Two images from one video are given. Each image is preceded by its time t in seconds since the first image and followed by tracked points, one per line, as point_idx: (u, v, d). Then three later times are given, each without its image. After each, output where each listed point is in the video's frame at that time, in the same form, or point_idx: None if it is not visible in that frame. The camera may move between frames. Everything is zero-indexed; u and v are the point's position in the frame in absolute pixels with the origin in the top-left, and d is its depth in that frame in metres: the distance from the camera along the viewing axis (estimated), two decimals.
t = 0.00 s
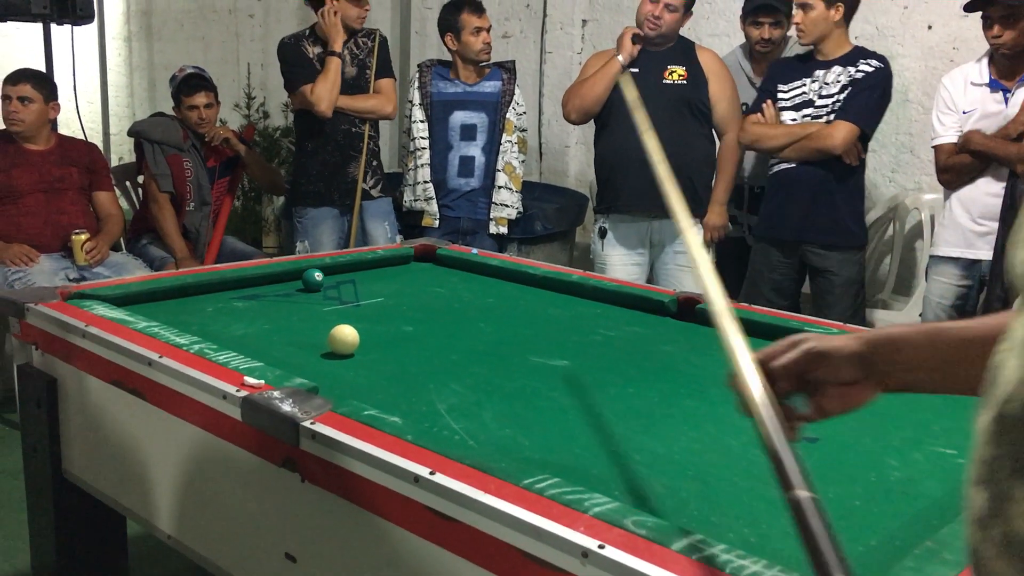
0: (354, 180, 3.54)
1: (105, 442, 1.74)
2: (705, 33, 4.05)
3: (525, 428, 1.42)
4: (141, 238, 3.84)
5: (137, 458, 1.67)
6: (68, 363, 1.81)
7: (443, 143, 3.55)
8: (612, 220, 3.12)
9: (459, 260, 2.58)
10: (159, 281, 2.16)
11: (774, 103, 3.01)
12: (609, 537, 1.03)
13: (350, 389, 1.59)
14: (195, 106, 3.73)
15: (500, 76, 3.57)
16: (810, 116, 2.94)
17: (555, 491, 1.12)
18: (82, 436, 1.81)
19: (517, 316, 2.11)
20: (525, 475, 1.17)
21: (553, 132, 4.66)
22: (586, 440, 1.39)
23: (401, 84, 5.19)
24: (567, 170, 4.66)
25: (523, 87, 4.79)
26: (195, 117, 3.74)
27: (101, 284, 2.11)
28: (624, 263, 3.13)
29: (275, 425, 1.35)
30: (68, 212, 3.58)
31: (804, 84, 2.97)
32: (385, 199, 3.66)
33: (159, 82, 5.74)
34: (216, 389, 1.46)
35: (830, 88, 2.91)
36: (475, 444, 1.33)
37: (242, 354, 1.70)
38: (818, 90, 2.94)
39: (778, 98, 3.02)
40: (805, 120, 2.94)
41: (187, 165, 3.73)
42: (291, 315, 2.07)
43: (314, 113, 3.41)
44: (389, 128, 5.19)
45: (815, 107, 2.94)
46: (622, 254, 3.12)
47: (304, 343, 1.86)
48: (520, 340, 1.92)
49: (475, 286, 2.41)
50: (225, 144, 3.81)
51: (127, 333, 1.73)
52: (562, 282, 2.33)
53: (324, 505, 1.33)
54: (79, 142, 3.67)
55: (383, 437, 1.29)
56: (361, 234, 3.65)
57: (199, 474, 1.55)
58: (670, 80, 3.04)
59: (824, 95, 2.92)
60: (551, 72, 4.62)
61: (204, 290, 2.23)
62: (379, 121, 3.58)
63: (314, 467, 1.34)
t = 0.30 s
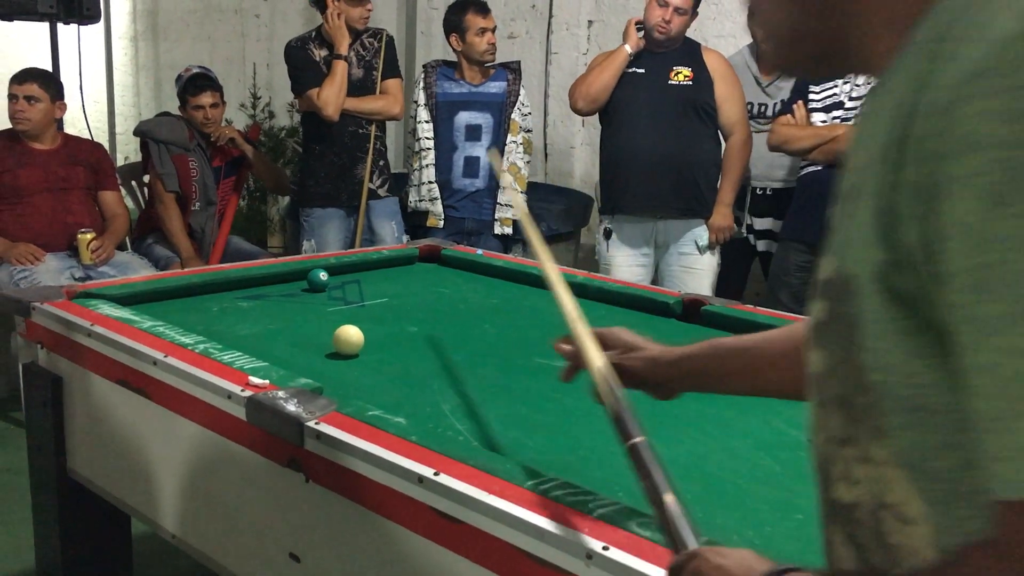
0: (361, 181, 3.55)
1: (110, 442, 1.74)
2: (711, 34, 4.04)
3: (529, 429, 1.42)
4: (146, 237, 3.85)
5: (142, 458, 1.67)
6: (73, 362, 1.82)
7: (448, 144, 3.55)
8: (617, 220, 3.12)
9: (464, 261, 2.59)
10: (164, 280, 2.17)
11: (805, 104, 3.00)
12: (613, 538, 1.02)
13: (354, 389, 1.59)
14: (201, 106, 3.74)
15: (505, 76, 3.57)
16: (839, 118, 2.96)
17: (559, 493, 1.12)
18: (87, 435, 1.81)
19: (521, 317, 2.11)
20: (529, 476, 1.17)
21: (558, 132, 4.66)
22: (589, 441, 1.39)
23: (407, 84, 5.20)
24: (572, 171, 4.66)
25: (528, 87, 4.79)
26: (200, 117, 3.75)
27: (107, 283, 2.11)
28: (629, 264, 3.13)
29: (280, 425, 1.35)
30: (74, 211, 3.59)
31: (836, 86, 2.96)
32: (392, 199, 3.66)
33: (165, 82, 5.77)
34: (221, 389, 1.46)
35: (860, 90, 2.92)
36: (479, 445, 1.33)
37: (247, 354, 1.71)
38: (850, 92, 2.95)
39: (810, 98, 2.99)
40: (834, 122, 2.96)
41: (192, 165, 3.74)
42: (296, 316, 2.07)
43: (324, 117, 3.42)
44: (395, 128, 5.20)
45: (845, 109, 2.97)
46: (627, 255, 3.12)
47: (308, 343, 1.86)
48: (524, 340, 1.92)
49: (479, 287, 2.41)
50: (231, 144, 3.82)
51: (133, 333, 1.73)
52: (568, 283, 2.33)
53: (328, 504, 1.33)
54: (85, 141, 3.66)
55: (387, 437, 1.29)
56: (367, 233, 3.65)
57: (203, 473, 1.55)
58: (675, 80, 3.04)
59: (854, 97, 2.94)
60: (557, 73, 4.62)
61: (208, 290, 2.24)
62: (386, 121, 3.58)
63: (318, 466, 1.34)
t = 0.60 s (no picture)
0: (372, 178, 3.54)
1: (121, 435, 1.75)
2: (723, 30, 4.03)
3: (539, 426, 1.43)
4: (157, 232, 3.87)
5: (154, 453, 1.68)
6: (85, 356, 1.82)
7: (458, 139, 3.56)
8: (627, 217, 3.10)
9: (474, 257, 2.59)
10: (175, 275, 2.17)
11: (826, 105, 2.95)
12: (626, 536, 1.02)
13: (365, 385, 1.59)
14: (212, 101, 3.75)
15: (515, 72, 3.56)
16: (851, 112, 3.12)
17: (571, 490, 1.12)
18: (98, 429, 1.82)
19: (532, 314, 2.12)
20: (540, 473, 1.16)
21: (568, 128, 4.67)
22: (599, 438, 1.38)
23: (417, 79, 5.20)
24: (582, 167, 4.66)
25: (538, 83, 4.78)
26: (211, 112, 3.76)
27: (118, 277, 2.12)
28: (638, 261, 3.13)
29: (292, 420, 1.35)
30: (85, 205, 3.61)
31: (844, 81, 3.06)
32: (404, 195, 3.67)
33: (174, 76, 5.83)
34: (233, 383, 1.47)
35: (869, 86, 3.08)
36: (490, 441, 1.33)
37: (258, 349, 1.71)
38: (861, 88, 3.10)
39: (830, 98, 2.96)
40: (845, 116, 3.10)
41: (203, 160, 3.75)
42: (306, 311, 2.08)
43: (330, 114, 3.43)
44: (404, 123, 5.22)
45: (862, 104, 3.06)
46: (637, 251, 3.12)
47: (319, 338, 1.86)
48: (534, 337, 1.92)
49: (489, 283, 2.41)
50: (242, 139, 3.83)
51: (144, 327, 1.73)
52: (578, 279, 2.32)
53: (340, 500, 1.34)
54: (96, 137, 3.69)
55: (398, 433, 1.30)
56: (378, 228, 3.64)
57: (214, 468, 1.55)
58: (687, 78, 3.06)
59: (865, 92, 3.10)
60: (567, 69, 4.62)
61: (219, 284, 2.24)
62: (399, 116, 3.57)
63: (329, 461, 1.34)
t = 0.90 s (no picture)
0: (386, 168, 3.54)
1: (136, 426, 1.76)
2: (739, 22, 4.00)
3: (556, 421, 1.42)
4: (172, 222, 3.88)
5: (169, 444, 1.68)
6: (100, 346, 1.83)
7: (473, 131, 3.57)
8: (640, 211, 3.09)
9: (488, 251, 2.58)
10: (189, 266, 2.18)
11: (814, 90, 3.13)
12: (645, 530, 0.99)
13: (379, 378, 1.59)
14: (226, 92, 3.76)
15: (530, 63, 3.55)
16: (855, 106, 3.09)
17: (587, 485, 1.09)
18: (113, 419, 1.82)
19: (547, 307, 2.11)
20: (556, 469, 1.14)
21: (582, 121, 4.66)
22: (617, 435, 1.37)
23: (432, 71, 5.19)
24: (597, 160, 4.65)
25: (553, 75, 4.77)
26: (226, 103, 3.78)
27: (134, 268, 2.12)
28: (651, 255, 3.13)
29: (306, 412, 1.35)
30: (100, 196, 3.62)
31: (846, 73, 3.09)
32: (420, 188, 3.64)
33: (189, 68, 5.89)
34: (248, 375, 1.47)
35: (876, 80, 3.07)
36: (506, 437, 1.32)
37: (273, 341, 1.71)
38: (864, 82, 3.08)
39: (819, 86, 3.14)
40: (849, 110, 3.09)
41: (217, 151, 3.75)
42: (320, 303, 2.07)
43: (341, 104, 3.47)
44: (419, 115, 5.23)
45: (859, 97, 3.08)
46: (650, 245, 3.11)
47: (334, 330, 1.86)
48: (551, 332, 1.90)
49: (504, 276, 2.40)
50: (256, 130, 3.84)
51: (159, 318, 1.74)
52: (592, 273, 2.31)
53: (355, 493, 1.33)
54: (111, 127, 3.70)
55: (413, 426, 1.29)
56: (393, 221, 3.64)
57: (229, 459, 1.55)
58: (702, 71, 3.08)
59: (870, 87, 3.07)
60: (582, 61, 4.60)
61: (234, 276, 2.25)
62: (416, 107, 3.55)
63: (344, 453, 1.33)
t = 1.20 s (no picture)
0: (399, 159, 3.53)
1: (147, 416, 1.76)
2: (751, 13, 3.97)
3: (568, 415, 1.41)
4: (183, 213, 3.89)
5: (180, 434, 1.69)
6: (112, 336, 1.83)
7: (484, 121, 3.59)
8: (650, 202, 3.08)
9: (498, 241, 2.58)
10: (201, 256, 2.18)
11: (820, 82, 3.14)
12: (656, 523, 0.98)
13: (388, 369, 1.58)
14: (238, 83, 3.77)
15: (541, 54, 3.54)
16: (860, 97, 3.08)
17: (597, 477, 1.08)
18: (124, 409, 1.83)
19: (558, 298, 2.10)
20: (567, 459, 1.13)
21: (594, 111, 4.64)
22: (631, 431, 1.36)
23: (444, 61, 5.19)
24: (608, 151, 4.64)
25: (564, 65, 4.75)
26: (237, 94, 3.78)
27: (146, 258, 2.13)
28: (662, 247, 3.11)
29: (316, 402, 1.35)
30: (112, 185, 3.63)
31: (853, 65, 3.09)
32: (434, 180, 3.62)
33: (200, 58, 6.04)
34: (259, 365, 1.47)
35: (883, 71, 3.04)
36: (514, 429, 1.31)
37: (284, 331, 1.71)
38: (870, 74, 3.07)
39: (825, 77, 3.14)
40: (856, 102, 3.08)
41: (229, 141, 3.75)
42: (330, 293, 2.07)
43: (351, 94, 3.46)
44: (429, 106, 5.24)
45: (866, 89, 3.07)
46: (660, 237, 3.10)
47: (345, 320, 1.86)
48: (562, 324, 1.89)
49: (514, 267, 2.40)
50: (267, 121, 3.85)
51: (170, 308, 1.74)
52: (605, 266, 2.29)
53: (366, 484, 1.33)
54: (123, 117, 3.70)
55: (424, 417, 1.29)
56: (405, 214, 3.63)
57: (239, 448, 1.55)
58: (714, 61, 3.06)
59: (876, 78, 3.05)
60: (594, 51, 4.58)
61: (245, 266, 2.25)
62: (428, 98, 3.52)
63: (355, 444, 1.33)
